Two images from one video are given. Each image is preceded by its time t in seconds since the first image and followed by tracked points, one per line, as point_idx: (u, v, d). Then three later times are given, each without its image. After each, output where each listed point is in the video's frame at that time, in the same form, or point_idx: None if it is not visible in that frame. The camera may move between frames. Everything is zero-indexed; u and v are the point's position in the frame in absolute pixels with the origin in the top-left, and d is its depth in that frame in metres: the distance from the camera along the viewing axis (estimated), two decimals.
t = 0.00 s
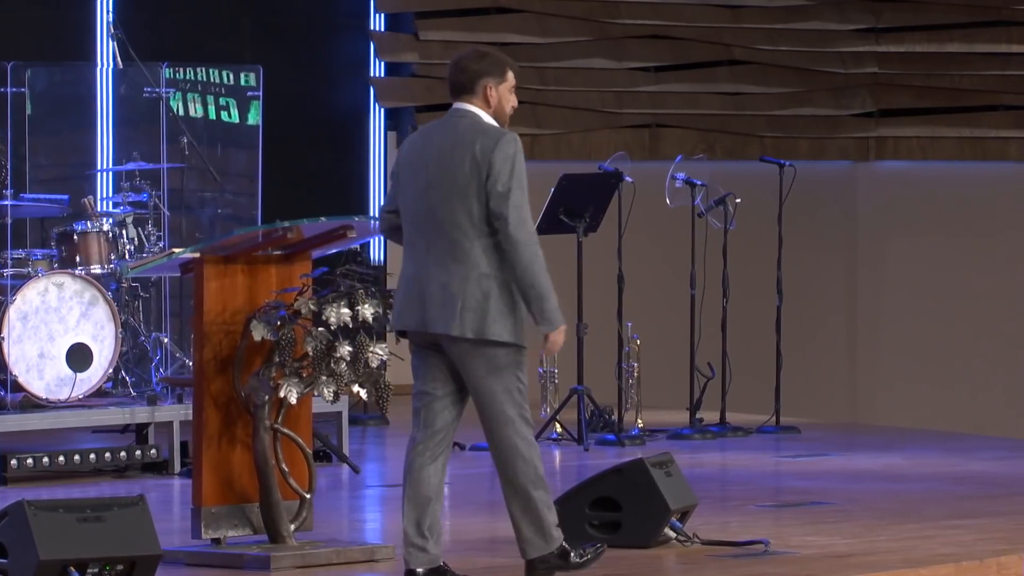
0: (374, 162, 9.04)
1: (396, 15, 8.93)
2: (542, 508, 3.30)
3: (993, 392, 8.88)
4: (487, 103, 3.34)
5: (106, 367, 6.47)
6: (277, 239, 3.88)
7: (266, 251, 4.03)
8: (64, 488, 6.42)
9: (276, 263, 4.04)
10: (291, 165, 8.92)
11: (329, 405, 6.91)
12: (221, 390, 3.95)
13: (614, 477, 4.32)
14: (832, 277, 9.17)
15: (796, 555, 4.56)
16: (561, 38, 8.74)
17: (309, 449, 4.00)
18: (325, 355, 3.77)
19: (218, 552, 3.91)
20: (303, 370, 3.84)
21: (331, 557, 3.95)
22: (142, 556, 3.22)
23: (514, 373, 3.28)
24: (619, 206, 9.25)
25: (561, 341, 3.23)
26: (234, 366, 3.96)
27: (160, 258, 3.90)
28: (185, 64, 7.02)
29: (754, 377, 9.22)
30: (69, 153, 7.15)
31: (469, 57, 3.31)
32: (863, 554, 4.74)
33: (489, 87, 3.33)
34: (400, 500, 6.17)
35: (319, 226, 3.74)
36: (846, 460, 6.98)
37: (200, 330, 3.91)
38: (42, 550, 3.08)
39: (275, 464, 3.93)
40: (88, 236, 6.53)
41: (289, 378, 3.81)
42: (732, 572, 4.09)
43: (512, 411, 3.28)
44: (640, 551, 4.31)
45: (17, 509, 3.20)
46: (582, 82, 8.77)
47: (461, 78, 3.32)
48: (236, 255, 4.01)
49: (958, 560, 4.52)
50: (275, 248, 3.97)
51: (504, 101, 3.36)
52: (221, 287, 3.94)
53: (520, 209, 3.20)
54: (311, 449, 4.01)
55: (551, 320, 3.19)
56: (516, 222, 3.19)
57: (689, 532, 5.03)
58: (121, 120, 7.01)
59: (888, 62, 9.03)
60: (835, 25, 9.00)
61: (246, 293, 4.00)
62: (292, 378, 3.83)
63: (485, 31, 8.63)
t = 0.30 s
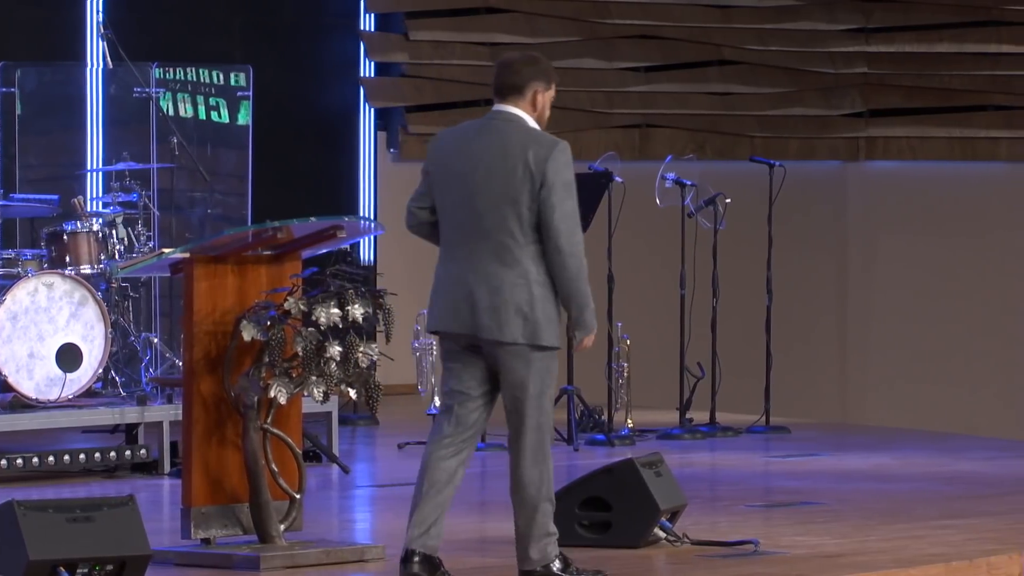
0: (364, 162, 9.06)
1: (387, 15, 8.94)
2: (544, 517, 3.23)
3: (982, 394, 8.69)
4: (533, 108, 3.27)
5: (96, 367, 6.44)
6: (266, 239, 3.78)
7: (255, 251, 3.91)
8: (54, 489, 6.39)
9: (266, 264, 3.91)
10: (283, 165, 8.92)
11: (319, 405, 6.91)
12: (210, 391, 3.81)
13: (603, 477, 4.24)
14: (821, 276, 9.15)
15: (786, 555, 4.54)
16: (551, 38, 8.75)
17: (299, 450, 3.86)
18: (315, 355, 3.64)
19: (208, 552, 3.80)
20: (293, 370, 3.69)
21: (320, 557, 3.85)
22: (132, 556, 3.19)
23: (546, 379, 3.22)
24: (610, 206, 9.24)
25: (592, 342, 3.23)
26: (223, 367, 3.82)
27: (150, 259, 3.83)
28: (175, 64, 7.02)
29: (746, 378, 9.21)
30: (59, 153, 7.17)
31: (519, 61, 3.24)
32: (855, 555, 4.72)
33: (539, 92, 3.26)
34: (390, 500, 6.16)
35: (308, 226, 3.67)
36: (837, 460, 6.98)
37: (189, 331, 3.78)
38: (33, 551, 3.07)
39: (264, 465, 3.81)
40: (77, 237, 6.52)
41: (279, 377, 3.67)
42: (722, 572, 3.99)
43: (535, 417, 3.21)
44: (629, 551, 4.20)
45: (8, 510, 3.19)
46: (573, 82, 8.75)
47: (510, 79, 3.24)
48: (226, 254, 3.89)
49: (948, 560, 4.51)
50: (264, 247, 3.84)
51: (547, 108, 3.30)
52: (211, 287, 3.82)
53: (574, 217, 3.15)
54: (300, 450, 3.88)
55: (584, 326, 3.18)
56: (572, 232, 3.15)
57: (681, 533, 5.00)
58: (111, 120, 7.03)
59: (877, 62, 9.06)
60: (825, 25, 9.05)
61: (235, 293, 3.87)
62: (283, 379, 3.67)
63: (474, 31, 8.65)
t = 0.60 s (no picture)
0: (351, 162, 9.06)
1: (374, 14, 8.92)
2: (539, 517, 3.12)
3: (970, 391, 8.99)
4: (571, 108, 3.22)
5: (84, 367, 6.37)
6: (256, 240, 3.65)
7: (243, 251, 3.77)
8: (43, 489, 6.38)
9: (254, 264, 3.76)
10: (272, 164, 8.90)
11: (307, 405, 6.92)
12: (198, 391, 3.66)
13: (592, 477, 4.15)
14: (811, 276, 9.19)
15: (777, 556, 4.54)
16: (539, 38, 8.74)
17: (287, 449, 3.72)
18: (303, 355, 3.52)
19: (196, 552, 3.66)
20: (281, 370, 3.56)
21: (309, 557, 3.71)
22: (119, 556, 3.06)
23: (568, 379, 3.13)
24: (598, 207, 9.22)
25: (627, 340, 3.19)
26: (211, 367, 3.67)
27: (137, 259, 3.71)
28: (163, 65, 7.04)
29: (737, 377, 9.21)
30: (47, 153, 7.18)
31: (562, 61, 3.18)
32: (844, 555, 4.69)
33: (578, 93, 3.21)
34: (379, 501, 6.16)
35: (297, 227, 3.54)
36: (824, 460, 6.99)
37: (177, 330, 3.63)
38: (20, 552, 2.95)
39: (251, 465, 3.66)
40: (65, 237, 6.48)
41: (267, 377, 3.54)
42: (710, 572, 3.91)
43: (554, 417, 3.11)
44: (617, 551, 4.11)
45: None
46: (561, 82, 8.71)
47: (551, 80, 3.18)
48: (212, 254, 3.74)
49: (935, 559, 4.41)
50: (254, 250, 3.71)
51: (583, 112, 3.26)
52: (199, 287, 3.67)
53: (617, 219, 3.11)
54: (289, 449, 3.73)
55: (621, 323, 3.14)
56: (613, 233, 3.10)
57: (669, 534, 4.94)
58: (99, 120, 7.05)
59: (866, 62, 9.00)
60: (813, 25, 8.99)
61: (223, 293, 3.72)
62: (271, 380, 3.55)
63: (462, 31, 8.66)
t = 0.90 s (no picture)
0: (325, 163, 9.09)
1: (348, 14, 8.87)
2: (513, 516, 3.16)
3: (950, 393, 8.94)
4: (570, 113, 3.30)
5: (57, 367, 6.34)
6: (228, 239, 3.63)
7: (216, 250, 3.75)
8: (13, 490, 6.34)
9: (227, 264, 3.75)
10: (246, 164, 8.90)
11: (280, 405, 6.90)
12: (171, 391, 3.65)
13: (565, 478, 4.13)
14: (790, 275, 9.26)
15: (748, 553, 4.45)
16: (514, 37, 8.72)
17: (260, 449, 3.69)
18: (276, 355, 3.50)
19: (169, 553, 3.63)
20: (253, 370, 3.55)
21: (282, 557, 3.70)
22: (91, 556, 3.00)
23: (553, 379, 3.19)
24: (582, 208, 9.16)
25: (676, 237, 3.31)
26: (184, 367, 3.66)
27: (110, 258, 3.70)
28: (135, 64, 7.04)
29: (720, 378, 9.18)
30: (19, 153, 7.17)
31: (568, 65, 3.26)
32: (814, 555, 4.57)
33: (580, 98, 3.29)
34: (351, 501, 6.14)
35: (269, 226, 3.52)
36: (797, 460, 6.99)
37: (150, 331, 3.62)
38: None
39: (225, 465, 3.64)
40: (37, 236, 6.46)
41: (240, 377, 3.53)
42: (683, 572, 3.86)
43: (537, 416, 3.17)
44: (591, 551, 4.08)
45: None
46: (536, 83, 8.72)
47: (554, 83, 3.26)
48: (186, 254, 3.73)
49: (906, 560, 4.24)
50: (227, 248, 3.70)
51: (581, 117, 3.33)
52: (173, 287, 3.66)
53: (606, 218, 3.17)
54: (262, 449, 3.71)
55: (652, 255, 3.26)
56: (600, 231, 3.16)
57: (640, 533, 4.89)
58: (72, 119, 7.04)
59: (840, 62, 8.95)
60: (787, 25, 8.94)
61: (197, 293, 3.71)
62: (243, 379, 3.54)
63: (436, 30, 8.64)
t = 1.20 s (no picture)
0: (299, 162, 9.08)
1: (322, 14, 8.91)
2: (492, 513, 3.20)
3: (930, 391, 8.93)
4: (558, 117, 3.36)
5: (30, 368, 6.22)
6: (201, 239, 3.57)
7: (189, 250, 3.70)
8: None
9: (200, 263, 3.71)
10: (221, 163, 8.92)
11: (253, 404, 6.89)
12: (144, 392, 3.61)
13: (536, 477, 4.08)
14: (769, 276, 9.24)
15: (721, 553, 4.40)
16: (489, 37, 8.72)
17: (234, 449, 3.66)
18: (249, 355, 3.47)
19: (142, 552, 3.62)
20: (227, 370, 3.52)
21: (255, 557, 3.67)
22: (65, 556, 2.92)
23: (540, 379, 3.26)
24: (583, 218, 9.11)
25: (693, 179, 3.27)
26: (156, 367, 3.62)
27: (83, 258, 3.65)
28: (109, 64, 7.06)
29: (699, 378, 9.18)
30: None
31: (551, 71, 3.33)
32: (790, 554, 4.49)
33: (565, 101, 3.35)
34: (325, 500, 6.13)
35: (242, 226, 3.48)
36: (771, 460, 6.99)
37: (123, 332, 3.58)
38: None
39: (198, 466, 3.60)
40: (10, 236, 6.45)
41: (213, 378, 3.50)
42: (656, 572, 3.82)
43: (525, 413, 3.23)
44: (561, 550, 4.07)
45: None
46: (510, 83, 8.71)
47: (539, 90, 3.33)
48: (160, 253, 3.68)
49: (881, 560, 4.16)
50: (200, 247, 3.64)
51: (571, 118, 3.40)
52: (146, 287, 3.62)
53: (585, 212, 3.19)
54: (237, 449, 3.68)
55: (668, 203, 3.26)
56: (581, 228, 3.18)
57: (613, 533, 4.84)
58: (44, 120, 7.00)
59: (813, 62, 8.96)
60: (760, 25, 8.93)
61: (169, 292, 3.66)
62: (216, 379, 3.51)
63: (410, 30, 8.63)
